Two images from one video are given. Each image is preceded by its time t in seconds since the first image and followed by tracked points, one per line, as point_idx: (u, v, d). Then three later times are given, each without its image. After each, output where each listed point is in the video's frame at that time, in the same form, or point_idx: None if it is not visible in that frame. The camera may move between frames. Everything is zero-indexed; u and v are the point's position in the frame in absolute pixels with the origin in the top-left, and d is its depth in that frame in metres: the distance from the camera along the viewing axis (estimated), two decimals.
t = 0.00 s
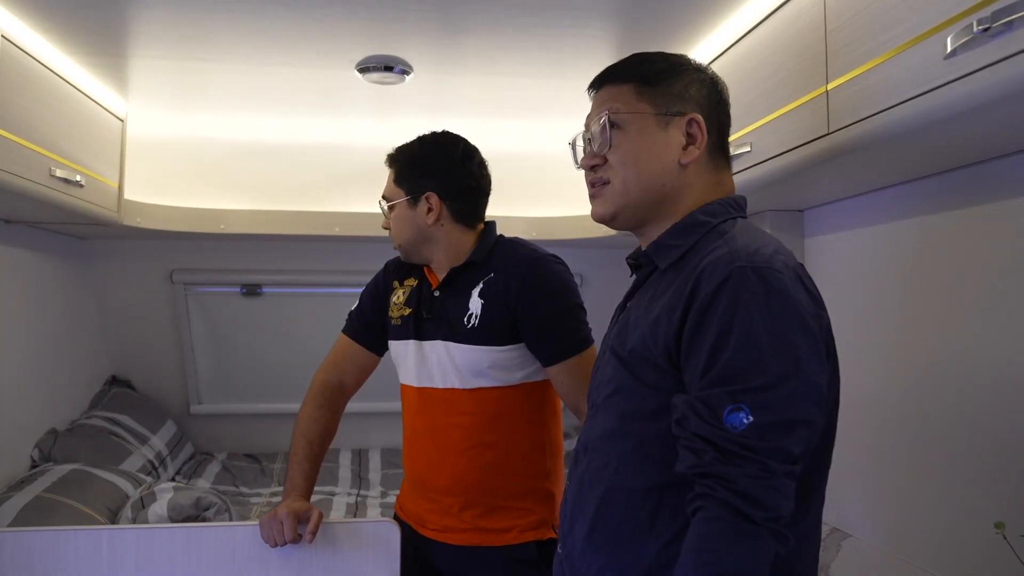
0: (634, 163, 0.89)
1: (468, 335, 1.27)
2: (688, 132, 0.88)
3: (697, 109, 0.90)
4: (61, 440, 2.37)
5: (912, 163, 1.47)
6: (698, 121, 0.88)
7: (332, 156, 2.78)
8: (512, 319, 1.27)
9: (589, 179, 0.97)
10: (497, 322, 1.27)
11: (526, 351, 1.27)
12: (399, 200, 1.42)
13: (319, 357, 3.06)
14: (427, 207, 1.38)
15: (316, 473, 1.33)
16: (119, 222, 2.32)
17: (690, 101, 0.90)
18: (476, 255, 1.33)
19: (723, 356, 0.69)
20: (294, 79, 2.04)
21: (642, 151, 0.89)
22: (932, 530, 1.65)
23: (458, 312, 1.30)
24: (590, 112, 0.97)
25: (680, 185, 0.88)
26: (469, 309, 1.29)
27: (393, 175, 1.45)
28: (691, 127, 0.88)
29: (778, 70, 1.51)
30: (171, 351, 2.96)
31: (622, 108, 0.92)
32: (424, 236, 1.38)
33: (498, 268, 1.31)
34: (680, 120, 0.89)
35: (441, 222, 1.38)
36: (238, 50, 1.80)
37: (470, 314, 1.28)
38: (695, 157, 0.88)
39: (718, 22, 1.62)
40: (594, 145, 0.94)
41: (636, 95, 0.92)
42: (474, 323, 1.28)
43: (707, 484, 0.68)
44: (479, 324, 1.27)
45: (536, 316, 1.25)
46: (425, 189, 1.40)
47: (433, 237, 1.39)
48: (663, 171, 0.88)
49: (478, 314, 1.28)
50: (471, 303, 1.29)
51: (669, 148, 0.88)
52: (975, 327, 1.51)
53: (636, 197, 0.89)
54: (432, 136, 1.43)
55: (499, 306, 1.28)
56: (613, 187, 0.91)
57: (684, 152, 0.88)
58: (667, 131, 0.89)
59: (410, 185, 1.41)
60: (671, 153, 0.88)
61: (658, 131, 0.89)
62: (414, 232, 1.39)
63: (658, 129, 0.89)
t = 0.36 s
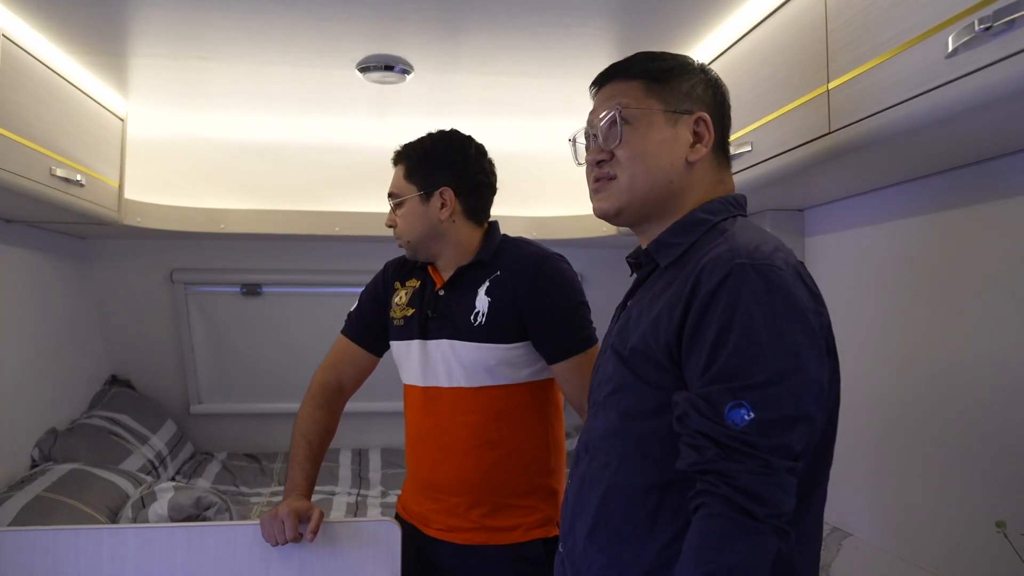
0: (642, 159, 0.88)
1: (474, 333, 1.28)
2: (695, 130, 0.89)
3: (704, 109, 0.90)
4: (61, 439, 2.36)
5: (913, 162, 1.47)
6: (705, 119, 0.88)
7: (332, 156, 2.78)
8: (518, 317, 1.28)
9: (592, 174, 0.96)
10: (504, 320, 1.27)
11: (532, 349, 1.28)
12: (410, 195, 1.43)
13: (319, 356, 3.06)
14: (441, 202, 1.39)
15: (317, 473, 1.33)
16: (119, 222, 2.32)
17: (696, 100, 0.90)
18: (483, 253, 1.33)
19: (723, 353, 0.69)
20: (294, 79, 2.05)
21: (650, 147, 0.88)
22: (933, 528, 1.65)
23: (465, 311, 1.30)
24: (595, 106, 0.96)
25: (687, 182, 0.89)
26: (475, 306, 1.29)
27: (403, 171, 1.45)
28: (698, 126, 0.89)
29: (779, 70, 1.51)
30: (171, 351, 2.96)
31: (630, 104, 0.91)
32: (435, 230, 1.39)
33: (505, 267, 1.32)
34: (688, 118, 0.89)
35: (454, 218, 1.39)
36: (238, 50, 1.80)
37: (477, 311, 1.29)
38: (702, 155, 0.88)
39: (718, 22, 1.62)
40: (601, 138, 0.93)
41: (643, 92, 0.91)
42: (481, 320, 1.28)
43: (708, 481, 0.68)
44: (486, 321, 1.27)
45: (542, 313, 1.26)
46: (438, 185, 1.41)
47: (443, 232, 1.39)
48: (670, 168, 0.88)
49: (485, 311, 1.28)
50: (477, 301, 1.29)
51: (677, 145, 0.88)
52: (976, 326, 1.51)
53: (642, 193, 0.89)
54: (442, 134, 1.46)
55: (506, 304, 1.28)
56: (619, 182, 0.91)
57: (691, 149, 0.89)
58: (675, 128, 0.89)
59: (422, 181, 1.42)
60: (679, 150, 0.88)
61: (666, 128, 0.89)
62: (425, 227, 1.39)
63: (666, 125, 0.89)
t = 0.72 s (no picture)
0: (641, 160, 0.88)
1: (478, 332, 1.28)
2: (694, 131, 0.89)
3: (702, 109, 0.90)
4: (60, 439, 2.36)
5: (913, 163, 1.47)
6: (703, 119, 0.88)
7: (332, 156, 2.78)
8: (522, 317, 1.28)
9: (592, 176, 0.96)
10: (508, 320, 1.28)
11: (535, 349, 1.28)
12: (415, 194, 1.43)
13: (319, 357, 3.06)
14: (447, 201, 1.40)
15: (317, 473, 1.33)
16: (118, 222, 2.32)
17: (694, 101, 0.90)
18: (487, 254, 1.33)
19: (722, 354, 0.69)
20: (293, 79, 2.05)
21: (649, 148, 0.88)
22: (932, 529, 1.65)
23: (468, 310, 1.30)
24: (594, 108, 0.96)
25: (686, 183, 0.89)
26: (479, 306, 1.30)
27: (408, 172, 1.46)
28: (697, 126, 0.89)
29: (778, 71, 1.51)
30: (171, 351, 2.96)
31: (629, 106, 0.91)
32: (440, 229, 1.38)
33: (508, 267, 1.32)
34: (686, 118, 0.89)
35: (458, 217, 1.39)
36: (237, 50, 1.80)
37: (480, 311, 1.29)
38: (701, 155, 0.88)
39: (718, 22, 1.62)
40: (600, 140, 0.93)
41: (642, 94, 0.91)
42: (484, 320, 1.28)
43: (707, 482, 0.68)
44: (489, 321, 1.27)
45: (545, 313, 1.26)
46: (443, 185, 1.42)
47: (448, 231, 1.39)
48: (670, 169, 0.88)
49: (488, 311, 1.28)
50: (480, 301, 1.30)
51: (677, 146, 0.88)
52: (975, 327, 1.51)
53: (642, 194, 0.89)
54: (447, 135, 1.48)
55: (509, 304, 1.28)
56: (618, 184, 0.90)
57: (690, 150, 0.89)
58: (674, 129, 0.89)
59: (428, 181, 1.43)
60: (678, 151, 0.88)
61: (665, 130, 0.89)
62: (429, 224, 1.39)
63: (665, 127, 0.89)
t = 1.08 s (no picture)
0: (595, 186, 0.93)
1: (478, 332, 1.28)
2: (632, 142, 0.88)
3: (639, 114, 0.88)
4: (60, 439, 2.36)
5: (913, 162, 1.47)
6: (636, 130, 0.87)
7: (331, 156, 2.78)
8: (523, 316, 1.28)
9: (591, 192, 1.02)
10: (508, 320, 1.28)
11: (535, 348, 1.28)
12: (418, 191, 1.43)
13: (319, 356, 3.06)
14: (451, 199, 1.40)
15: (317, 473, 1.33)
16: (117, 222, 2.31)
17: (637, 107, 0.88)
18: (488, 253, 1.33)
19: (724, 356, 0.69)
20: (293, 78, 2.04)
21: (598, 174, 0.92)
22: (932, 528, 1.65)
23: (468, 310, 1.30)
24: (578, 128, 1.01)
25: (639, 195, 0.89)
26: (479, 305, 1.29)
27: (411, 169, 1.46)
28: (633, 137, 0.88)
29: (778, 70, 1.51)
30: (170, 351, 2.96)
31: (582, 132, 0.96)
32: (443, 227, 1.38)
33: (508, 266, 1.32)
34: (623, 133, 0.89)
35: (461, 216, 1.39)
36: (236, 50, 1.80)
37: (481, 310, 1.29)
38: (640, 166, 0.87)
39: (718, 22, 1.62)
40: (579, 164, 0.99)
41: (592, 117, 0.94)
42: (484, 320, 1.28)
43: (709, 484, 0.69)
44: (490, 321, 1.27)
45: (546, 312, 1.26)
46: (446, 183, 1.42)
47: (450, 229, 1.39)
48: (618, 186, 0.90)
49: (488, 311, 1.28)
50: (481, 300, 1.30)
51: (618, 164, 0.89)
52: (976, 327, 1.52)
53: (606, 214, 0.93)
54: (452, 133, 1.48)
55: (510, 303, 1.28)
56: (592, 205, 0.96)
57: (632, 163, 0.88)
58: (616, 148, 0.90)
59: (431, 179, 1.43)
60: (620, 169, 0.89)
61: (607, 151, 0.91)
62: (432, 222, 1.39)
63: (608, 147, 0.91)
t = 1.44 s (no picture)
0: (595, 187, 0.93)
1: (477, 332, 1.28)
2: (632, 144, 0.88)
3: (639, 115, 0.88)
4: (60, 439, 2.36)
5: (912, 162, 1.47)
6: (636, 131, 0.87)
7: (331, 156, 2.78)
8: (521, 316, 1.28)
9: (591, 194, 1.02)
10: (506, 319, 1.28)
11: (533, 348, 1.28)
12: (419, 189, 1.43)
13: (318, 356, 3.06)
14: (451, 198, 1.39)
15: (316, 472, 1.33)
16: (117, 222, 2.31)
17: (636, 109, 0.89)
18: (486, 254, 1.33)
19: (719, 355, 0.69)
20: (293, 78, 2.04)
21: (598, 175, 0.93)
22: (931, 527, 1.65)
23: (467, 310, 1.30)
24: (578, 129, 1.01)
25: (638, 195, 0.89)
26: (477, 306, 1.30)
27: (412, 168, 1.46)
28: (633, 138, 0.88)
29: (778, 70, 1.51)
30: (170, 351, 2.96)
31: (581, 134, 0.96)
32: (443, 226, 1.38)
33: (507, 266, 1.32)
34: (623, 135, 0.89)
35: (461, 215, 1.39)
36: (237, 50, 1.80)
37: (479, 310, 1.29)
38: (640, 167, 0.87)
39: (718, 22, 1.62)
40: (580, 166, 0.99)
41: (592, 118, 0.95)
42: (482, 319, 1.28)
43: (704, 482, 0.69)
44: (488, 321, 1.28)
45: (544, 312, 1.26)
46: (447, 182, 1.42)
47: (450, 229, 1.39)
48: (618, 188, 0.90)
49: (487, 311, 1.28)
50: (479, 300, 1.30)
51: (618, 165, 0.90)
52: (975, 326, 1.52)
53: (606, 215, 0.93)
54: (453, 132, 1.47)
55: (508, 302, 1.28)
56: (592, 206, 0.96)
57: (631, 164, 0.88)
58: (615, 149, 0.90)
59: (432, 178, 1.43)
60: (620, 170, 0.89)
61: (607, 152, 0.91)
62: (432, 221, 1.39)
63: (608, 148, 0.91)
